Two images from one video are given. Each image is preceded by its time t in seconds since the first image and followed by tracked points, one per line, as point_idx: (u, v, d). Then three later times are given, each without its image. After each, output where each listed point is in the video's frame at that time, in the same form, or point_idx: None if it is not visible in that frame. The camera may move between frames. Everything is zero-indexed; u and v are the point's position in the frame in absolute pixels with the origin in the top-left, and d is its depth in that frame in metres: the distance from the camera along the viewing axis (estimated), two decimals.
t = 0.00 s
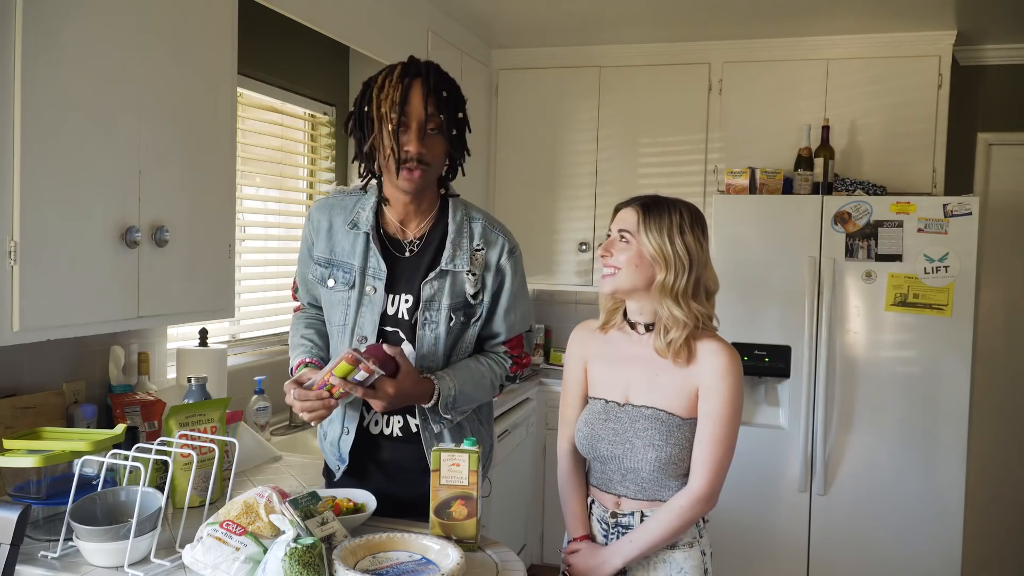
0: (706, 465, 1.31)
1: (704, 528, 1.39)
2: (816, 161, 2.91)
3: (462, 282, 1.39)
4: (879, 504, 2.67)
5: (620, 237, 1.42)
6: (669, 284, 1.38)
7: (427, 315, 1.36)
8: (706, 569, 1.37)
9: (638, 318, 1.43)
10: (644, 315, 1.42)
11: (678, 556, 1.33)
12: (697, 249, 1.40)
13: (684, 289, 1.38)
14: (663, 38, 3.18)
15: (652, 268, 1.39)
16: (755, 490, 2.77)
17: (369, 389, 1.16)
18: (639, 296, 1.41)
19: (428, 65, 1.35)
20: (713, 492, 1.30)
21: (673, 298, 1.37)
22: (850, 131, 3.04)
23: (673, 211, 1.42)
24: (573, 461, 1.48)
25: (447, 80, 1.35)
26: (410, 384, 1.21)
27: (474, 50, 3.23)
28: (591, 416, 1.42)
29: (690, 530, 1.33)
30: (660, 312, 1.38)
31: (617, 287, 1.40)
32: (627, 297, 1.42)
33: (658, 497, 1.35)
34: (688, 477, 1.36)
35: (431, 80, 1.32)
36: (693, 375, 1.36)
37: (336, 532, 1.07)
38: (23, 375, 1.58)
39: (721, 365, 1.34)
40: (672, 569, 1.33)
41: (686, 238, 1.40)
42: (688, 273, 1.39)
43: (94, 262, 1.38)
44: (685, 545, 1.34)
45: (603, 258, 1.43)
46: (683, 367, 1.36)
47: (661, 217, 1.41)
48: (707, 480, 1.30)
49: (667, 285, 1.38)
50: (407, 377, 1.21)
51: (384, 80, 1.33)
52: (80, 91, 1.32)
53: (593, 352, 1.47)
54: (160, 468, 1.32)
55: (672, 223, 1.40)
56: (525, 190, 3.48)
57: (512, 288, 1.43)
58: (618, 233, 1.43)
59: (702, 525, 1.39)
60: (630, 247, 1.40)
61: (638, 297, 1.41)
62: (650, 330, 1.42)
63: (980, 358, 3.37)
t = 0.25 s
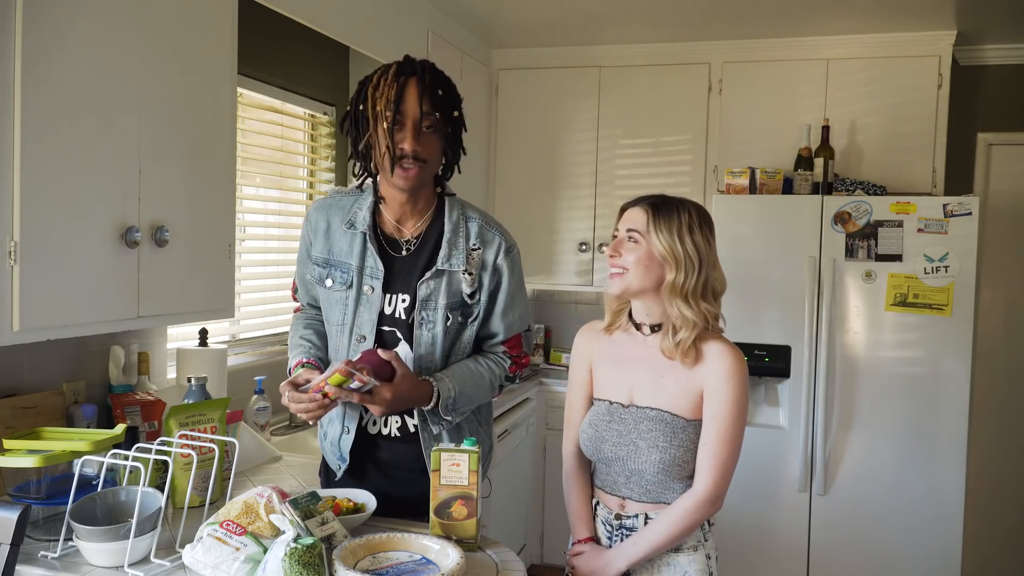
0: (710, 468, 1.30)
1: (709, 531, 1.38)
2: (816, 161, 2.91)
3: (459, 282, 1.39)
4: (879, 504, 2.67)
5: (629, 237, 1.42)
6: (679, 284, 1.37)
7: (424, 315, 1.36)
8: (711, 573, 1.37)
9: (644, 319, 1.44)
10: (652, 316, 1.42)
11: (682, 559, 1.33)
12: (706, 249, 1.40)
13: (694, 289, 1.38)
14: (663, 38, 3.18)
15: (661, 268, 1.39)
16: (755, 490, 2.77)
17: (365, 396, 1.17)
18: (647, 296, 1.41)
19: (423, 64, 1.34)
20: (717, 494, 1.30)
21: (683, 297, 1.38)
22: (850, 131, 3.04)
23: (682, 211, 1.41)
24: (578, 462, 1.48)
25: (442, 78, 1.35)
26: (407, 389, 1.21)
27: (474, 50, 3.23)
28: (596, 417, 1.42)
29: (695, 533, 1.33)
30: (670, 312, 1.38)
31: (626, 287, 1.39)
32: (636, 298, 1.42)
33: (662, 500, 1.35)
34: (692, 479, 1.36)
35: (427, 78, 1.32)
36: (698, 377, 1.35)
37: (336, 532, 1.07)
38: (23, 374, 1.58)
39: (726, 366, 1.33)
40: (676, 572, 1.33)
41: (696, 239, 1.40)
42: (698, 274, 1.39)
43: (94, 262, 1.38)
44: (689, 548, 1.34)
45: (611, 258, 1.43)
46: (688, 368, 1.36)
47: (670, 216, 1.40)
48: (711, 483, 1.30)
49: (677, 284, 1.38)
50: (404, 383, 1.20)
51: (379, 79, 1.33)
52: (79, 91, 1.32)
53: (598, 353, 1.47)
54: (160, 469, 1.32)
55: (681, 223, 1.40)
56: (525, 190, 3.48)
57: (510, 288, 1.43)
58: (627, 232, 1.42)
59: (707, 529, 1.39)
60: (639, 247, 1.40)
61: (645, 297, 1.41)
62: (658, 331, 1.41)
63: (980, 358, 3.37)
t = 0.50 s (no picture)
0: (707, 464, 1.31)
1: (708, 530, 1.38)
2: (816, 161, 2.91)
3: (459, 279, 1.39)
4: (879, 504, 2.67)
5: (648, 238, 1.38)
6: (695, 286, 1.38)
7: (424, 312, 1.36)
8: (709, 572, 1.37)
9: (641, 319, 1.42)
10: (652, 316, 1.41)
11: (681, 559, 1.33)
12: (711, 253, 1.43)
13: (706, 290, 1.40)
14: (663, 38, 3.18)
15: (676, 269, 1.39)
16: (755, 490, 2.78)
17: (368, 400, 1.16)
18: (658, 295, 1.40)
19: (422, 70, 1.32)
20: (714, 491, 1.30)
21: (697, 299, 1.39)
22: (850, 131, 3.04)
23: (688, 214, 1.42)
24: (575, 464, 1.48)
25: (441, 84, 1.33)
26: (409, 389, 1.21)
27: (474, 50, 3.23)
28: (592, 418, 1.42)
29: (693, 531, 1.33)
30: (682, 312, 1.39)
31: (645, 286, 1.37)
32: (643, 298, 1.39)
33: (660, 499, 1.35)
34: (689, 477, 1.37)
35: (427, 86, 1.30)
36: (693, 374, 1.36)
37: (336, 532, 1.07)
38: (23, 374, 1.58)
39: (720, 362, 1.34)
40: (675, 571, 1.33)
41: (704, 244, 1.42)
42: (708, 276, 1.41)
43: (94, 262, 1.38)
44: (688, 547, 1.34)
45: (630, 256, 1.37)
46: (688, 361, 1.37)
47: (683, 218, 1.41)
48: (708, 479, 1.30)
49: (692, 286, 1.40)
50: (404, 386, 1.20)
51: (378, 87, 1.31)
52: (80, 90, 1.32)
53: (594, 355, 1.47)
54: (160, 469, 1.32)
55: (691, 226, 1.41)
56: (525, 190, 3.48)
57: (509, 284, 1.43)
58: (638, 231, 1.39)
59: (705, 528, 1.39)
60: (660, 247, 1.38)
61: (655, 296, 1.40)
62: (657, 330, 1.41)
63: (980, 359, 3.37)
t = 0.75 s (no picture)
0: (696, 460, 1.31)
1: (698, 524, 1.39)
2: (816, 161, 2.91)
3: (461, 269, 1.39)
4: (879, 504, 2.67)
5: (647, 239, 1.38)
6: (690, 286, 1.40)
7: (431, 305, 1.36)
8: (700, 566, 1.37)
9: (633, 317, 1.41)
10: (643, 315, 1.41)
11: (672, 554, 1.34)
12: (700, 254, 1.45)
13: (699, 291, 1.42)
14: (663, 38, 3.18)
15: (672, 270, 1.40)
16: (755, 490, 2.78)
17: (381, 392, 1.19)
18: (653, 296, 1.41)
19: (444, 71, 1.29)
20: (703, 486, 1.31)
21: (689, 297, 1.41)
22: (850, 131, 3.04)
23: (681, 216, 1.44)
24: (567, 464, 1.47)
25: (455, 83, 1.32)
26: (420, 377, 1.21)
27: (474, 50, 3.23)
28: (582, 417, 1.42)
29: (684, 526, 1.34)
30: (672, 309, 1.40)
31: (645, 286, 1.37)
32: (636, 297, 1.39)
33: (650, 495, 1.35)
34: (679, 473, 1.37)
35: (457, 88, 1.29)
36: (680, 370, 1.36)
37: (336, 532, 1.07)
38: (23, 374, 1.58)
39: (708, 358, 1.34)
40: (666, 566, 1.34)
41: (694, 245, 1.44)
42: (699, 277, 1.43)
43: (94, 262, 1.38)
44: (679, 542, 1.34)
45: (630, 257, 1.37)
46: (676, 357, 1.37)
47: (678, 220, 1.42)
48: (697, 475, 1.31)
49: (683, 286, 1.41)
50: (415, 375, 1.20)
51: (414, 90, 1.24)
52: (80, 90, 1.32)
53: (585, 354, 1.46)
54: (160, 468, 1.32)
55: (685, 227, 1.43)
56: (525, 190, 3.48)
57: (507, 271, 1.45)
58: (632, 231, 1.39)
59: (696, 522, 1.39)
60: (660, 251, 1.38)
61: (650, 296, 1.40)
62: (647, 329, 1.41)
63: (980, 359, 3.37)
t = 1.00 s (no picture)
0: (685, 459, 1.32)
1: (687, 522, 1.39)
2: (817, 161, 2.91)
3: (460, 269, 1.40)
4: (878, 505, 2.67)
5: (638, 239, 1.38)
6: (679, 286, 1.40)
7: (433, 304, 1.37)
8: (688, 564, 1.38)
9: (625, 316, 1.41)
10: (636, 314, 1.41)
11: (660, 550, 1.34)
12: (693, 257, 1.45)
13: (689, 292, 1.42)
14: (663, 38, 3.17)
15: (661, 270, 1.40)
16: (755, 491, 2.78)
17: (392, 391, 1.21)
18: (644, 295, 1.41)
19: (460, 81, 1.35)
20: (691, 484, 1.32)
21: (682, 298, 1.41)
22: (850, 131, 3.04)
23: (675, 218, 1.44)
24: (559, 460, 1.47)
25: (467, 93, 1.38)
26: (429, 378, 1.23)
27: (474, 50, 3.23)
28: (574, 414, 1.42)
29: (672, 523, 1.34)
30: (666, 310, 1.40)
31: (634, 286, 1.37)
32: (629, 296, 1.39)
33: (639, 492, 1.36)
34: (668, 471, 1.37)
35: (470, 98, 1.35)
36: (671, 370, 1.36)
37: (336, 532, 1.07)
38: (23, 374, 1.58)
39: (699, 359, 1.34)
40: (654, 563, 1.34)
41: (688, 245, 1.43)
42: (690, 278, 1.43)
43: (94, 262, 1.38)
44: (666, 539, 1.35)
45: (619, 257, 1.37)
46: (666, 357, 1.37)
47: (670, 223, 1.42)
48: (686, 473, 1.31)
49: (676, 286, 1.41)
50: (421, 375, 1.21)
51: (432, 85, 1.30)
52: (80, 90, 1.32)
53: (578, 352, 1.46)
54: (160, 469, 1.32)
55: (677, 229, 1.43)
56: (525, 190, 3.48)
57: (501, 272, 1.48)
58: (626, 232, 1.39)
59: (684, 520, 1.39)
60: (651, 251, 1.38)
61: (641, 296, 1.40)
62: (640, 327, 1.40)
63: (980, 358, 3.37)
